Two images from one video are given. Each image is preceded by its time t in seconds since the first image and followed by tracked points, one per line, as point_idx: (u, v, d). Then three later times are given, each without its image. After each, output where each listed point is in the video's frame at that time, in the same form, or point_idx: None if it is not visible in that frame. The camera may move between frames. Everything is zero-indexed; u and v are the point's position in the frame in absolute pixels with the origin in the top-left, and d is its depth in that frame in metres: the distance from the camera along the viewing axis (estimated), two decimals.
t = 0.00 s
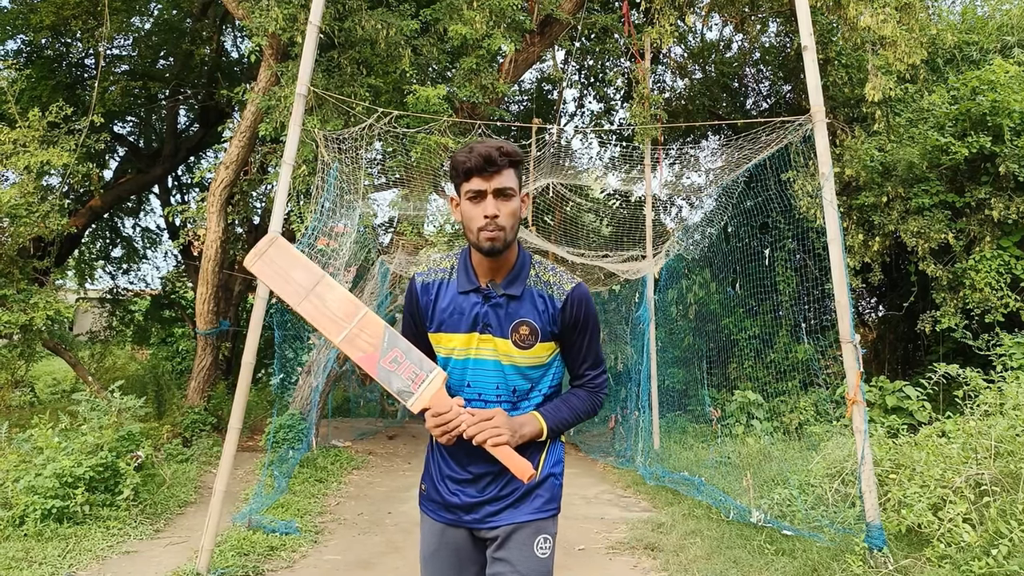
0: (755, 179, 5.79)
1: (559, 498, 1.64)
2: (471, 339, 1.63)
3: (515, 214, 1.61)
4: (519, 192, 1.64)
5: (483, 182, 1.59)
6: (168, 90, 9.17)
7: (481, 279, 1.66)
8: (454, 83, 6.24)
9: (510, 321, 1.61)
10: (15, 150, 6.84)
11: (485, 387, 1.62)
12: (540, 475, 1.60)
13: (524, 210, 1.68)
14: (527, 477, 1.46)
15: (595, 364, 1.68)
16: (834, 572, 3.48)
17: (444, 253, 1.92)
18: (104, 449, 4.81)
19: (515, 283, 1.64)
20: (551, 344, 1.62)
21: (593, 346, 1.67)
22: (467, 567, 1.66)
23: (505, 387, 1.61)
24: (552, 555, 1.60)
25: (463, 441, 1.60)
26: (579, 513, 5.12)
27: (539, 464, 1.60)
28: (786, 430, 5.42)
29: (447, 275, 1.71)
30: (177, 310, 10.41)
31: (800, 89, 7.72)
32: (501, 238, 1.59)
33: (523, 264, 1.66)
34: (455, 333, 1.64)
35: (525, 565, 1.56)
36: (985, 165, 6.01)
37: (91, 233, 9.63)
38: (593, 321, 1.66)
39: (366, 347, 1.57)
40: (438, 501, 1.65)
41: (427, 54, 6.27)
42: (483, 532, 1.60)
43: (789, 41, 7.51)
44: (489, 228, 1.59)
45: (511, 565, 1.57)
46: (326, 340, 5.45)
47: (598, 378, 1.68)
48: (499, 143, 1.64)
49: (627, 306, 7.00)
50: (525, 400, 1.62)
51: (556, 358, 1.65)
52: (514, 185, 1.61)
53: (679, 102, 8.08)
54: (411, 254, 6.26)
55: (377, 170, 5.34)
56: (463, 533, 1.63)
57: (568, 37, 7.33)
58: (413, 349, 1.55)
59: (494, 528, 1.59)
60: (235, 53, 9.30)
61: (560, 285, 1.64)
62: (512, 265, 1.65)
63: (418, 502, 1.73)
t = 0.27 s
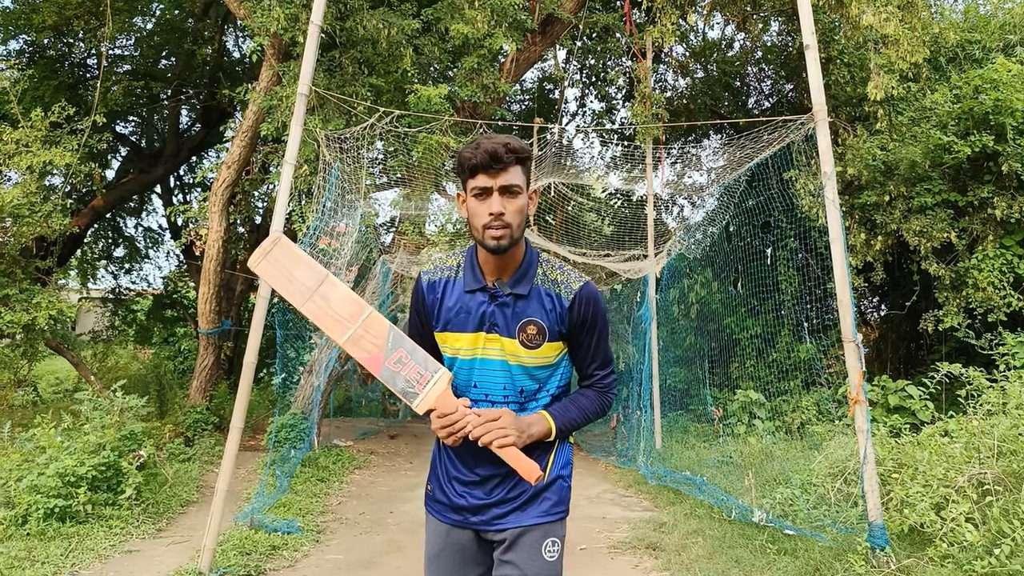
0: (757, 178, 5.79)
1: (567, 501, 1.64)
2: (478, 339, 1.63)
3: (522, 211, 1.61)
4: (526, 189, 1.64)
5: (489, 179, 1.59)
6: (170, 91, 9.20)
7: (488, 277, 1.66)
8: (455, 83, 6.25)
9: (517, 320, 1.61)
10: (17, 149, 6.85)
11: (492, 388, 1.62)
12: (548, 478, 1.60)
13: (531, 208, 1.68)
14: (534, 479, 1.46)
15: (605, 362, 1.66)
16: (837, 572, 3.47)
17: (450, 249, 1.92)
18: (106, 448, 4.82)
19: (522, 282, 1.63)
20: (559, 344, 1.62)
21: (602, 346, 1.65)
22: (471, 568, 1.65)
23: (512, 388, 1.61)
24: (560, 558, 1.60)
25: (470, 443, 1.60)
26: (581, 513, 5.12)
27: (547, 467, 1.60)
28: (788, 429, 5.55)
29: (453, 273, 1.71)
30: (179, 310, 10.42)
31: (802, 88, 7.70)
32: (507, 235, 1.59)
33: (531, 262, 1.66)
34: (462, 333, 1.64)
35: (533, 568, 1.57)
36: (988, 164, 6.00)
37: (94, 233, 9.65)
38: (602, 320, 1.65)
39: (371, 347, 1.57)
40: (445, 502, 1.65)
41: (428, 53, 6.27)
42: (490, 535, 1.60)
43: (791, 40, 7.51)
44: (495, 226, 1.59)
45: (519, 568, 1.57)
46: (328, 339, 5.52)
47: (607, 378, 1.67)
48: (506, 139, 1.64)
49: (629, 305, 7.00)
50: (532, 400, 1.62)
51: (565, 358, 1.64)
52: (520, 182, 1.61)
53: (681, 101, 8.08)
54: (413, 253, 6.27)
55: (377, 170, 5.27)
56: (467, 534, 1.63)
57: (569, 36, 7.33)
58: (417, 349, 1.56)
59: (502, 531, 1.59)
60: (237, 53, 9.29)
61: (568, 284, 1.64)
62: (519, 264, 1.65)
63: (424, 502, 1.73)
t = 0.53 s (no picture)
0: (759, 178, 5.78)
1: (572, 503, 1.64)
2: (484, 338, 1.62)
3: (525, 208, 1.61)
4: (529, 186, 1.64)
5: (491, 177, 1.60)
6: (172, 90, 9.23)
7: (495, 276, 1.67)
8: (457, 82, 6.25)
9: (523, 318, 1.61)
10: (19, 150, 6.86)
11: (497, 385, 1.59)
12: (554, 480, 1.60)
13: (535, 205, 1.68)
14: (541, 475, 1.41)
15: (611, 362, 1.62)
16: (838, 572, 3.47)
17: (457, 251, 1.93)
18: (108, 448, 4.82)
19: (529, 280, 1.64)
20: (565, 342, 1.63)
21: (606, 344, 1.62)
22: (474, 568, 1.65)
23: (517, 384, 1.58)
24: (564, 560, 1.60)
25: (477, 441, 1.60)
26: (583, 513, 5.12)
27: (553, 468, 1.60)
28: (792, 429, 5.50)
29: (459, 272, 1.72)
30: (181, 310, 10.43)
31: (804, 87, 7.70)
32: (511, 233, 1.59)
33: (536, 260, 1.67)
34: (468, 332, 1.64)
35: (537, 569, 1.56)
36: (990, 164, 5.99)
37: (96, 232, 9.67)
38: (607, 316, 1.62)
39: (386, 338, 1.55)
40: (449, 501, 1.65)
41: (430, 53, 6.28)
42: (495, 536, 1.60)
43: (793, 39, 7.50)
44: (498, 224, 1.59)
45: (523, 568, 1.56)
46: (331, 339, 5.55)
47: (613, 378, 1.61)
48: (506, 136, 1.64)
49: (631, 305, 7.00)
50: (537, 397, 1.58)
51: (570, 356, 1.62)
52: (523, 180, 1.61)
53: (682, 101, 8.09)
54: (414, 254, 6.22)
55: (379, 170, 5.26)
56: (469, 534, 1.62)
57: (571, 36, 7.33)
58: (432, 343, 1.54)
59: (506, 532, 1.58)
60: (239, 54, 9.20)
61: (573, 281, 1.65)
62: (524, 261, 1.66)
63: (427, 503, 1.73)
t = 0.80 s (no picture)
0: (760, 178, 5.78)
1: (574, 503, 1.64)
2: (485, 338, 1.63)
3: (525, 209, 1.61)
4: (531, 188, 1.64)
5: (492, 177, 1.60)
6: (173, 91, 9.22)
7: (495, 277, 1.67)
8: (458, 82, 6.25)
9: (524, 319, 1.61)
10: (20, 150, 6.86)
11: (498, 386, 1.60)
12: (556, 480, 1.60)
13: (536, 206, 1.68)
14: (544, 475, 1.40)
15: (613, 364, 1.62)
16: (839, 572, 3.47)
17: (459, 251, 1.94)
18: (109, 448, 4.82)
19: (529, 280, 1.64)
20: (566, 343, 1.62)
21: (607, 346, 1.62)
22: (475, 567, 1.65)
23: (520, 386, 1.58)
24: (566, 561, 1.61)
25: (479, 442, 1.60)
26: (584, 513, 5.12)
27: (555, 468, 1.60)
28: (791, 429, 5.57)
29: (460, 272, 1.72)
30: (182, 310, 10.44)
31: (805, 87, 7.69)
32: (511, 233, 1.59)
33: (538, 261, 1.67)
34: (470, 332, 1.64)
35: (538, 569, 1.57)
36: (991, 163, 5.99)
37: (97, 233, 9.67)
38: (608, 319, 1.63)
39: (387, 340, 1.55)
40: (451, 501, 1.65)
41: (430, 53, 6.28)
42: (496, 536, 1.60)
43: (793, 39, 7.49)
44: (498, 224, 1.59)
45: (525, 568, 1.56)
46: (332, 339, 5.60)
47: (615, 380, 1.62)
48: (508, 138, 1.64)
49: (632, 305, 7.00)
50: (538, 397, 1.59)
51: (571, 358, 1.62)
52: (524, 180, 1.61)
53: (683, 101, 8.09)
54: (415, 255, 6.11)
55: (380, 170, 5.26)
56: (470, 533, 1.62)
57: (571, 36, 7.33)
58: (433, 344, 1.53)
59: (508, 532, 1.59)
60: (240, 54, 9.22)
61: (574, 281, 1.65)
62: (525, 262, 1.66)
63: (429, 502, 1.73)
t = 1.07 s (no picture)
0: (761, 177, 5.78)
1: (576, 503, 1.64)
2: (484, 337, 1.63)
3: (525, 206, 1.60)
4: (531, 185, 1.63)
5: (493, 173, 1.59)
6: (174, 90, 9.22)
7: (495, 275, 1.66)
8: (459, 82, 6.25)
9: (523, 318, 1.61)
10: (21, 150, 6.86)
11: (500, 386, 1.61)
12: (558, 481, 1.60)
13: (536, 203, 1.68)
14: (555, 475, 1.40)
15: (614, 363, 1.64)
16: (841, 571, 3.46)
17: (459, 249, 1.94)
18: (110, 448, 4.82)
19: (528, 279, 1.64)
20: (566, 341, 1.61)
21: (607, 346, 1.64)
22: (478, 568, 1.66)
23: (520, 386, 1.60)
24: (569, 560, 1.61)
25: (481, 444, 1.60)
26: (585, 512, 5.12)
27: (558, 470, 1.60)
28: (793, 429, 5.56)
29: (459, 272, 1.71)
30: (183, 310, 10.45)
31: (806, 87, 7.68)
32: (510, 230, 1.59)
33: (536, 259, 1.67)
34: (469, 331, 1.64)
35: (541, 569, 1.57)
36: (992, 163, 5.98)
37: (98, 233, 9.68)
38: (608, 318, 1.63)
39: (384, 347, 1.54)
40: (453, 502, 1.65)
41: (431, 53, 6.28)
42: (499, 537, 1.60)
43: (794, 38, 7.49)
44: (498, 220, 1.59)
45: (528, 570, 1.57)
46: (333, 339, 5.59)
47: (617, 378, 1.64)
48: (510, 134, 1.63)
49: (633, 305, 7.00)
50: (537, 395, 1.61)
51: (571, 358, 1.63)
52: (524, 177, 1.61)
53: (684, 100, 8.09)
54: (416, 253, 6.17)
55: (381, 170, 5.26)
56: (473, 535, 1.62)
57: (572, 36, 7.33)
58: (433, 348, 1.53)
59: (510, 534, 1.59)
60: (240, 53, 9.23)
61: (573, 280, 1.64)
62: (524, 260, 1.66)
63: (431, 502, 1.73)
